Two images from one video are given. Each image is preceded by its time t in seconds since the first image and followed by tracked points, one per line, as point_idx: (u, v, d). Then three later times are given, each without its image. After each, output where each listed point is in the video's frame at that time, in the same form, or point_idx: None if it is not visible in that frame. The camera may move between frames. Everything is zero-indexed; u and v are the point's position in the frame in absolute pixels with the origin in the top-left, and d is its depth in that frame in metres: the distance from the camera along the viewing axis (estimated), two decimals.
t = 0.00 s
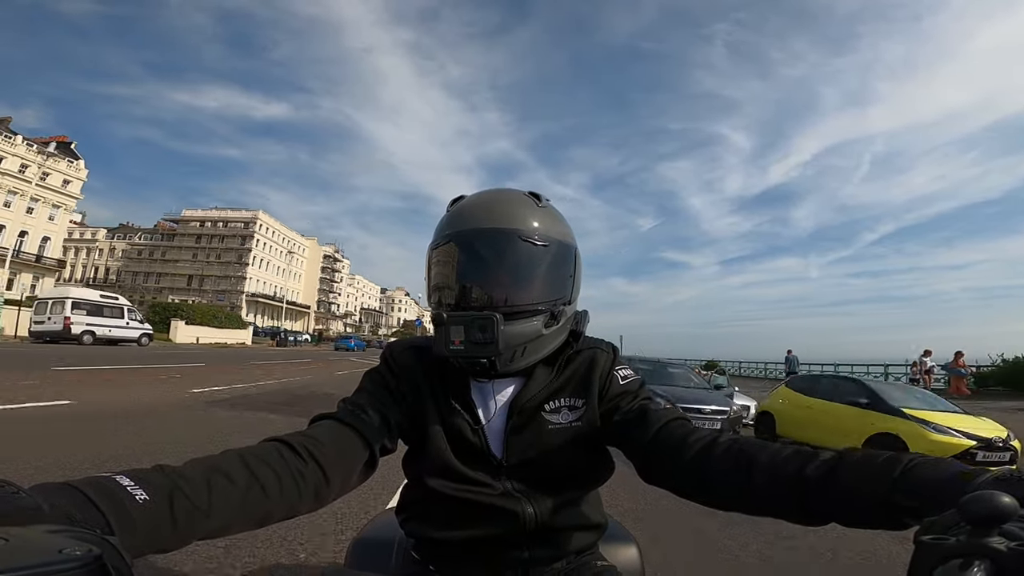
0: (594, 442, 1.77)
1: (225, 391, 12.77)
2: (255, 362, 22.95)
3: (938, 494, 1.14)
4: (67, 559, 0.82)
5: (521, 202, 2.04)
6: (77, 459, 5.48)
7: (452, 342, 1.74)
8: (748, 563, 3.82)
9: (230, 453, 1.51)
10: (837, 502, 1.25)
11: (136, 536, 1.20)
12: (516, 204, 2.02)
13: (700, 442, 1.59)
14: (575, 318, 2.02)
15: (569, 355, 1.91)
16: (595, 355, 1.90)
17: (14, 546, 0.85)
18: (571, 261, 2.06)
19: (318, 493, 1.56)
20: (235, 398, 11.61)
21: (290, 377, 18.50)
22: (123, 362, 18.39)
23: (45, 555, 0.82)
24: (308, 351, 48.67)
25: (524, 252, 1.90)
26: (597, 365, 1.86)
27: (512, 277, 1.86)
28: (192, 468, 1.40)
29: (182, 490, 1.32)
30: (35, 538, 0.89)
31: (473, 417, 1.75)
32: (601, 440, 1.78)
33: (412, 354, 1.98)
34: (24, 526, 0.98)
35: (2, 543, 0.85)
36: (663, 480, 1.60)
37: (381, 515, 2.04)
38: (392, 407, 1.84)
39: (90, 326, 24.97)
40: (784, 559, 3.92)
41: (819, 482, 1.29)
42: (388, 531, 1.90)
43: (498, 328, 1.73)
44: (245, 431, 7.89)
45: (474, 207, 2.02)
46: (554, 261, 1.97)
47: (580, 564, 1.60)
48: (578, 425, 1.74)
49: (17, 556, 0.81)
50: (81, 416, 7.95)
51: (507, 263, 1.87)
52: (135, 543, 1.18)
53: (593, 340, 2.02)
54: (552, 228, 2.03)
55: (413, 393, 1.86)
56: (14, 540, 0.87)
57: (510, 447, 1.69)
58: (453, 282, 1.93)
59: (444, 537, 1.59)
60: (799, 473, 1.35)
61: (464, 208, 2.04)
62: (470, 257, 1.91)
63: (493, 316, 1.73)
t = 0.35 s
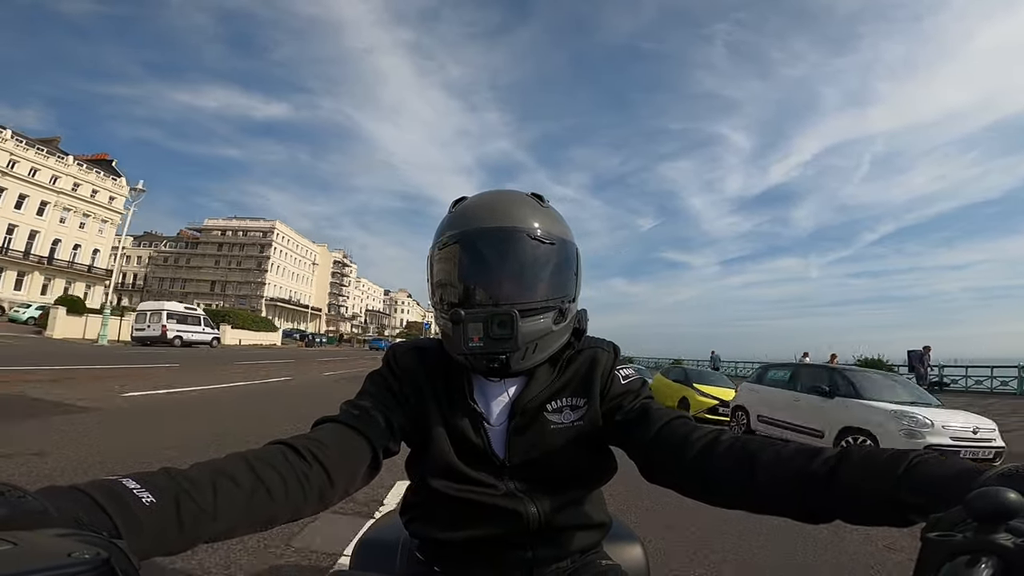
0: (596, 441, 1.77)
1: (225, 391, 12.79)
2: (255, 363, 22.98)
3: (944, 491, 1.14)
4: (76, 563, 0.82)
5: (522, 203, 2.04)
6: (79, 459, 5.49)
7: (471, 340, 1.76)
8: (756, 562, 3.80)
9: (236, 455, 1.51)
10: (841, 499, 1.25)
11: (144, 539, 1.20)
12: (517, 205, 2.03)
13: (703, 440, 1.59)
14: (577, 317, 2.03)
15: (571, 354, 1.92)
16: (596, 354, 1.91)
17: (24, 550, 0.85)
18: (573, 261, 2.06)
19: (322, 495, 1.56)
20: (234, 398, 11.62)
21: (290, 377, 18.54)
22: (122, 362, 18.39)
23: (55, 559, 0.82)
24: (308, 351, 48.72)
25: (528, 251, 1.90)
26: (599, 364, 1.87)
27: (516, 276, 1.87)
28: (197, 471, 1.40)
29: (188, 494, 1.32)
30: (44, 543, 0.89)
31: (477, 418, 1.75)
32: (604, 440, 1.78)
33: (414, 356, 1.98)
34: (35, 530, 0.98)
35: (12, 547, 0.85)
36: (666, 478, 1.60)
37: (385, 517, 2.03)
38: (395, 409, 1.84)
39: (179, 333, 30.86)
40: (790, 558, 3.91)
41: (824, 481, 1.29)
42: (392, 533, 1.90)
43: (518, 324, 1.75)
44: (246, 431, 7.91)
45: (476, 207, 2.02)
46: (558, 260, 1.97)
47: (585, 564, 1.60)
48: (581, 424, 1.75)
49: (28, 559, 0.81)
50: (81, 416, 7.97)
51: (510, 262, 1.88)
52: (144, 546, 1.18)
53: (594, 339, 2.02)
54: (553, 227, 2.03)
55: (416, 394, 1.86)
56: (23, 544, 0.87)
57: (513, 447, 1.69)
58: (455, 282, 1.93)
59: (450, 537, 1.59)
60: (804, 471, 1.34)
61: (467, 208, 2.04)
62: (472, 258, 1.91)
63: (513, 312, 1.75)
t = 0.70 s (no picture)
0: (600, 441, 1.77)
1: (225, 389, 12.75)
2: (254, 362, 22.98)
3: (952, 492, 1.13)
4: (83, 562, 0.82)
5: (526, 201, 2.04)
6: (79, 457, 5.45)
7: (476, 339, 1.76)
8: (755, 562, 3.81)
9: (238, 453, 1.51)
10: (847, 500, 1.25)
11: (148, 536, 1.19)
12: (521, 203, 2.03)
13: (708, 440, 1.58)
14: (581, 316, 2.03)
15: (574, 353, 1.92)
16: (600, 354, 1.91)
17: (30, 548, 0.85)
18: (577, 260, 2.06)
19: (324, 493, 1.56)
20: (234, 395, 11.57)
21: (288, 375, 18.50)
22: (121, 360, 18.36)
23: (61, 558, 0.82)
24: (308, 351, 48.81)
25: (533, 249, 1.91)
26: (602, 363, 1.88)
27: (521, 275, 1.87)
28: (200, 468, 1.40)
29: (191, 491, 1.31)
30: (50, 541, 0.89)
31: (481, 416, 1.76)
32: (608, 439, 1.78)
33: (417, 355, 1.98)
34: (40, 528, 0.98)
35: (18, 546, 0.85)
36: (670, 477, 1.60)
37: (386, 517, 2.04)
38: (397, 408, 1.83)
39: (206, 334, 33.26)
40: (788, 558, 3.91)
41: (829, 481, 1.29)
42: (394, 532, 1.89)
43: (524, 322, 1.76)
44: (246, 428, 7.87)
45: (480, 206, 2.02)
46: (563, 258, 1.98)
47: (588, 564, 1.60)
48: (586, 424, 1.75)
49: (34, 558, 0.80)
50: (81, 413, 7.93)
51: (515, 261, 1.88)
52: (147, 543, 1.18)
53: (599, 338, 2.03)
54: (557, 226, 2.03)
55: (419, 393, 1.86)
56: (29, 543, 0.87)
57: (516, 447, 1.69)
58: (459, 282, 1.93)
59: (451, 537, 1.59)
60: (809, 470, 1.34)
61: (470, 207, 2.05)
62: (476, 257, 1.91)
63: (518, 311, 1.75)
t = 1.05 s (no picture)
0: (601, 443, 1.76)
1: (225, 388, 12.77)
2: (255, 362, 23.05)
3: (953, 500, 1.13)
4: (80, 555, 0.82)
5: (533, 201, 2.04)
6: (80, 454, 5.46)
7: (482, 340, 1.75)
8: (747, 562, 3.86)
9: (237, 450, 1.51)
10: (848, 505, 1.25)
11: (145, 532, 1.19)
12: (527, 203, 2.03)
13: (709, 444, 1.58)
14: (586, 318, 2.03)
15: (578, 356, 1.92)
16: (604, 356, 1.91)
17: (28, 541, 0.85)
18: (583, 262, 2.06)
19: (322, 492, 1.56)
20: (234, 394, 11.59)
21: (288, 375, 18.52)
22: (122, 360, 18.42)
23: (59, 551, 0.82)
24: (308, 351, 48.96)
25: (539, 250, 1.91)
26: (606, 365, 1.88)
27: (526, 276, 1.87)
28: (199, 465, 1.40)
29: (189, 487, 1.31)
30: (48, 534, 0.89)
31: (483, 418, 1.75)
32: (610, 442, 1.78)
33: (418, 355, 1.98)
34: (38, 521, 0.98)
35: (15, 540, 0.85)
36: (671, 480, 1.60)
37: (384, 515, 2.03)
38: (398, 407, 1.83)
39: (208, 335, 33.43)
40: (785, 560, 3.94)
41: (831, 486, 1.29)
42: (392, 531, 1.89)
43: (530, 324, 1.75)
44: (247, 427, 7.88)
45: (486, 206, 2.02)
46: (569, 260, 1.98)
47: (587, 566, 1.60)
48: (588, 426, 1.75)
49: (31, 551, 0.80)
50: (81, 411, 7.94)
51: (521, 262, 1.88)
52: (144, 539, 1.18)
53: (603, 340, 2.03)
54: (564, 227, 2.03)
55: (420, 393, 1.86)
56: (26, 536, 0.87)
57: (518, 449, 1.69)
58: (463, 282, 1.93)
59: (451, 538, 1.58)
60: (812, 477, 1.34)
61: (476, 207, 2.05)
62: (483, 256, 1.91)
63: (525, 312, 1.75)
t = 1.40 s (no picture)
0: (599, 445, 1.76)
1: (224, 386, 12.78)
2: (253, 361, 23.08)
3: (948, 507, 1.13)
4: (70, 551, 0.82)
5: (536, 203, 2.05)
6: (76, 452, 5.46)
7: (485, 342, 1.75)
8: (743, 564, 3.92)
9: (234, 446, 1.51)
10: (844, 510, 1.25)
11: (140, 528, 1.19)
12: (530, 205, 2.03)
13: (707, 447, 1.58)
14: (586, 321, 2.04)
15: (578, 358, 1.93)
16: (604, 358, 1.91)
17: (20, 536, 0.85)
18: (585, 265, 2.06)
19: (318, 490, 1.56)
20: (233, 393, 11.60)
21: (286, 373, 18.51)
22: (121, 358, 18.45)
23: (50, 546, 0.82)
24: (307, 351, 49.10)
25: (541, 252, 1.91)
26: (606, 367, 1.88)
27: (528, 278, 1.87)
28: (196, 461, 1.40)
29: (186, 483, 1.31)
30: (40, 529, 0.89)
31: (481, 419, 1.76)
32: (608, 444, 1.78)
33: (418, 354, 1.98)
34: (32, 515, 0.98)
35: (7, 533, 0.85)
36: (669, 482, 1.60)
37: (381, 514, 2.04)
38: (396, 406, 1.83)
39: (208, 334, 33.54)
40: (780, 563, 3.98)
41: (827, 491, 1.29)
42: (388, 530, 1.90)
43: (532, 328, 1.75)
44: (244, 425, 7.87)
45: (488, 207, 2.02)
46: (571, 262, 1.98)
47: (582, 567, 1.60)
48: (586, 427, 1.75)
49: (22, 546, 0.80)
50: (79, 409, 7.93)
51: (523, 264, 1.88)
52: (138, 535, 1.18)
53: (603, 343, 2.03)
54: (566, 229, 2.03)
55: (419, 392, 1.86)
56: (18, 530, 0.87)
57: (516, 450, 1.69)
58: (465, 284, 1.93)
59: (447, 537, 1.59)
60: (808, 481, 1.34)
61: (478, 208, 2.05)
62: (485, 258, 1.91)
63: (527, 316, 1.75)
